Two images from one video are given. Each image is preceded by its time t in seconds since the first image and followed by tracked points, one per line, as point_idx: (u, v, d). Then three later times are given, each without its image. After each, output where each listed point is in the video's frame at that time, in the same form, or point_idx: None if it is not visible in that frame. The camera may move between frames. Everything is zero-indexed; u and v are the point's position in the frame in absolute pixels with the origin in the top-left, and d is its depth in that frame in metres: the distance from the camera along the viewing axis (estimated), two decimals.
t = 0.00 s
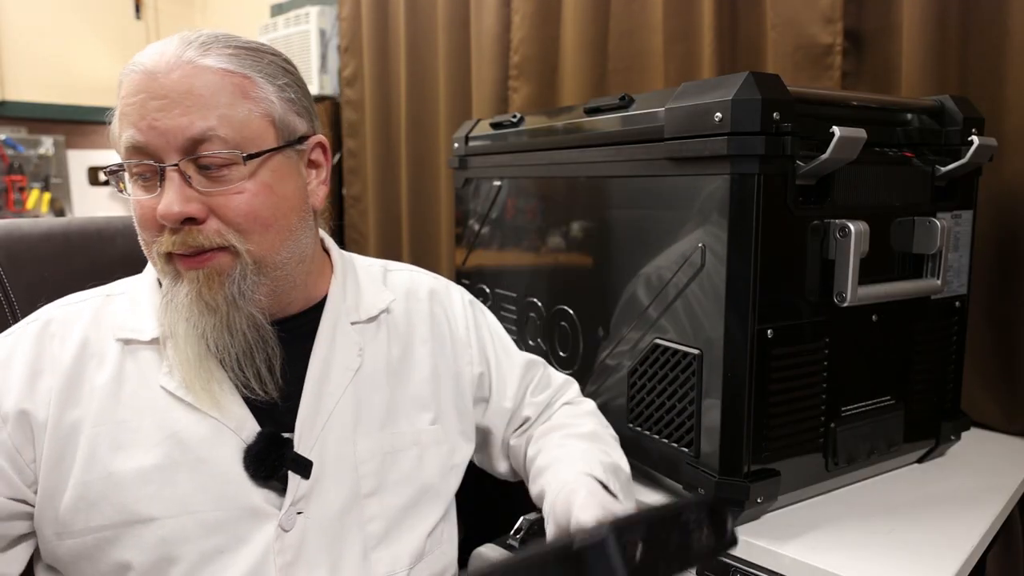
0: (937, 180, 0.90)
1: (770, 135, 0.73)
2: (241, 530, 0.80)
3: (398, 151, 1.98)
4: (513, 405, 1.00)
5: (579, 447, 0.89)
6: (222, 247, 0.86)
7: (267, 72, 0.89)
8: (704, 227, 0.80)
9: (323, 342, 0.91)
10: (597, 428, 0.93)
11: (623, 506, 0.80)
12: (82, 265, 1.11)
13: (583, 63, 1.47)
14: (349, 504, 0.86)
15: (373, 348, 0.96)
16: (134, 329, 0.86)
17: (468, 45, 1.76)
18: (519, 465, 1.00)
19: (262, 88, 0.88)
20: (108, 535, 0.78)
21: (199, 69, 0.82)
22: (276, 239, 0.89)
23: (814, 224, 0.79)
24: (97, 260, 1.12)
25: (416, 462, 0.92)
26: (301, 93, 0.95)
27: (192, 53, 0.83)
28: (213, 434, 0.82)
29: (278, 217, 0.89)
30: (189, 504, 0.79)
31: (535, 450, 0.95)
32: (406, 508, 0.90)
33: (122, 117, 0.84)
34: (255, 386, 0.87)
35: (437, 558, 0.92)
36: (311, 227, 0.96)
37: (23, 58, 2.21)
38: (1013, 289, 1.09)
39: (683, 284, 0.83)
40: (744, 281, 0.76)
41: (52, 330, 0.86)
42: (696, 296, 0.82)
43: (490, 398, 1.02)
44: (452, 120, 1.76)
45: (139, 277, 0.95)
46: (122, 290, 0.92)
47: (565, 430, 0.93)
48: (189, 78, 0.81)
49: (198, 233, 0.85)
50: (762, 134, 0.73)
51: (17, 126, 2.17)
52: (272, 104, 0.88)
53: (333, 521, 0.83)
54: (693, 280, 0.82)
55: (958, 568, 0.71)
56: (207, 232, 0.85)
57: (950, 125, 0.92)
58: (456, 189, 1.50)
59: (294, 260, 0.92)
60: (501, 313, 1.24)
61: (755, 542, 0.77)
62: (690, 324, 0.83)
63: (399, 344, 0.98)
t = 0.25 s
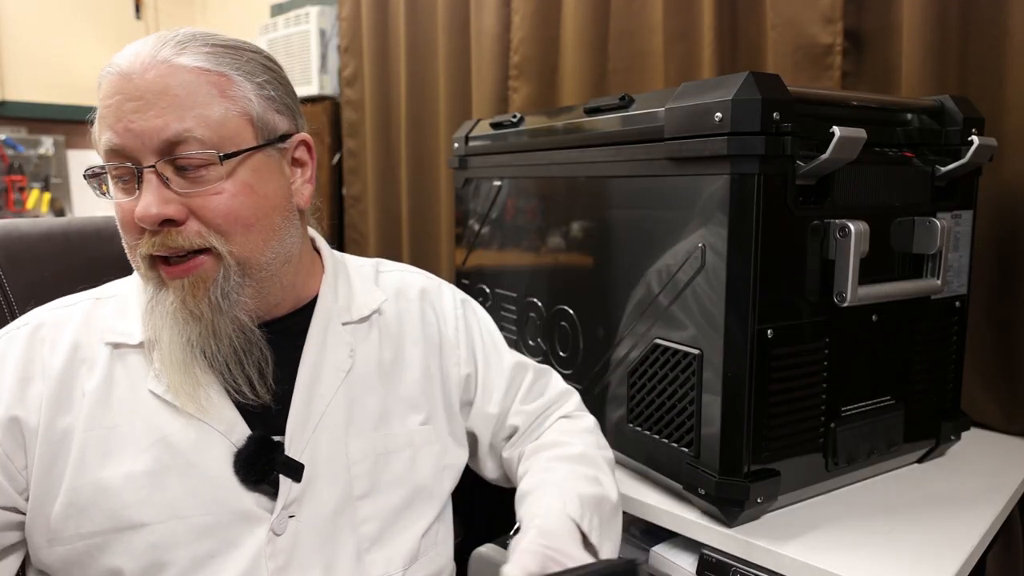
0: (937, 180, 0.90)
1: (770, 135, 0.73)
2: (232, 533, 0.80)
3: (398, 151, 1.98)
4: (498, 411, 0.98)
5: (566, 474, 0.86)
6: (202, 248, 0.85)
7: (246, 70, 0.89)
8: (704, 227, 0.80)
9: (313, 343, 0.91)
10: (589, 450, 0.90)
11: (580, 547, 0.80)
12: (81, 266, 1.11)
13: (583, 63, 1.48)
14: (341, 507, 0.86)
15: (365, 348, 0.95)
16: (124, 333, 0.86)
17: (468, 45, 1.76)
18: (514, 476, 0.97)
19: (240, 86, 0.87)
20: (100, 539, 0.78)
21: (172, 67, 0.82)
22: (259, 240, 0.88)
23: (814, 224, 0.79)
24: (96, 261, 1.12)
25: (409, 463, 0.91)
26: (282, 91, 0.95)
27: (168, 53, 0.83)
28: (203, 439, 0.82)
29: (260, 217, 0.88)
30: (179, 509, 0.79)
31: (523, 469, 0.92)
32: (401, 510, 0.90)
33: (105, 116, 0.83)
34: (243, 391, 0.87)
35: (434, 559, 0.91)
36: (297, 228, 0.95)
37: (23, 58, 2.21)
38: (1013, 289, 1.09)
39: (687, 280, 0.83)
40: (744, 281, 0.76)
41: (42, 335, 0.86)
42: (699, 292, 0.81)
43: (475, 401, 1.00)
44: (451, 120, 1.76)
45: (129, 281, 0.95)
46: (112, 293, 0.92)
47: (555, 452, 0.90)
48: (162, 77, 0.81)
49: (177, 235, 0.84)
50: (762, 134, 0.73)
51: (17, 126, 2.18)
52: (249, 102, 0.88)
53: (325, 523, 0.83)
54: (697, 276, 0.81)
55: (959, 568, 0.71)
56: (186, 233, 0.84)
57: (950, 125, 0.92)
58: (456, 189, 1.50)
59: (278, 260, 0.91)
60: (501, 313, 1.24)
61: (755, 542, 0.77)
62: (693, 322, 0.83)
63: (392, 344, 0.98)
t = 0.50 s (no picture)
0: (937, 180, 0.90)
1: (770, 135, 0.73)
2: (220, 539, 0.80)
3: (398, 151, 1.98)
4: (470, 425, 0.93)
5: (526, 502, 0.80)
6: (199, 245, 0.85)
7: (240, 68, 0.89)
8: (705, 228, 0.80)
9: (302, 345, 0.91)
10: (556, 480, 0.84)
11: None
12: (81, 265, 1.11)
13: (583, 63, 1.47)
14: (328, 512, 0.85)
15: (354, 350, 0.94)
16: (114, 336, 0.87)
17: (468, 45, 1.76)
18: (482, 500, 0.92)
19: (235, 83, 0.87)
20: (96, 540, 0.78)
21: (168, 64, 0.82)
22: (254, 238, 0.88)
23: (814, 224, 0.79)
24: (95, 261, 1.12)
25: (401, 466, 0.90)
26: (275, 90, 0.95)
27: (162, 50, 0.83)
28: (192, 443, 0.82)
29: (255, 214, 0.88)
30: (166, 515, 0.79)
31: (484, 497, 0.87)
32: (394, 513, 0.88)
33: (98, 113, 0.83)
34: (233, 392, 0.86)
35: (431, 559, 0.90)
36: (291, 227, 0.95)
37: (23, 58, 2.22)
38: (1013, 290, 1.09)
39: (690, 277, 0.82)
40: (744, 281, 0.76)
41: (40, 340, 0.87)
42: (699, 291, 0.81)
43: (448, 410, 0.95)
44: (451, 120, 1.76)
45: (122, 283, 0.95)
46: (107, 297, 0.93)
47: (518, 479, 0.84)
48: (158, 74, 0.81)
49: (175, 232, 0.84)
50: (762, 134, 0.73)
51: (17, 126, 2.18)
52: (245, 100, 0.88)
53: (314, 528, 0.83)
54: (695, 279, 0.82)
55: (959, 569, 0.71)
56: (184, 230, 0.84)
57: (950, 125, 0.92)
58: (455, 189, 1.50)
59: (274, 258, 0.91)
60: (501, 313, 1.24)
61: (755, 541, 0.77)
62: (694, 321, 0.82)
63: (383, 346, 0.96)
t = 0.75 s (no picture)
0: (937, 180, 0.90)
1: (770, 135, 0.73)
2: (211, 544, 0.79)
3: (398, 151, 1.98)
4: (455, 438, 0.94)
5: (490, 538, 0.83)
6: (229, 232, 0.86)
7: (260, 63, 0.91)
8: (714, 227, 0.78)
9: (293, 348, 0.90)
10: (524, 517, 0.86)
11: None
12: (80, 265, 1.11)
13: (583, 63, 1.47)
14: (321, 517, 0.84)
15: (347, 352, 0.94)
16: (105, 337, 0.85)
17: (468, 45, 1.76)
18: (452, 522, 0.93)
19: (257, 77, 0.90)
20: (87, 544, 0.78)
21: (203, 53, 0.84)
22: (278, 228, 0.90)
23: (814, 224, 0.79)
24: (94, 261, 1.12)
25: (396, 470, 0.90)
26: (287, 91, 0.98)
27: (191, 40, 0.84)
28: (184, 447, 0.81)
29: (279, 205, 0.91)
30: (157, 520, 0.78)
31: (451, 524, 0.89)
32: (389, 516, 0.88)
33: (112, 106, 0.83)
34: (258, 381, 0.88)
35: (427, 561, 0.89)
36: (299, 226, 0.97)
37: (23, 58, 2.22)
38: (1013, 290, 1.09)
39: (689, 278, 0.82)
40: (744, 282, 0.76)
41: (28, 342, 0.85)
42: (700, 292, 0.81)
43: (431, 421, 0.95)
44: (451, 120, 1.76)
45: (111, 283, 0.94)
46: (96, 297, 0.92)
47: (487, 512, 0.86)
48: (196, 61, 0.83)
49: (207, 216, 0.84)
50: (762, 134, 0.73)
51: (17, 126, 2.18)
52: (269, 95, 0.91)
53: (306, 533, 0.82)
54: (694, 279, 0.82)
55: (959, 568, 0.71)
56: (215, 215, 0.85)
57: (950, 125, 0.92)
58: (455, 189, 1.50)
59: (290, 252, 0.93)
60: (501, 313, 1.24)
61: (755, 542, 0.77)
62: (693, 321, 0.82)
63: (377, 348, 0.96)
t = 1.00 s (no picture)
0: (937, 180, 0.90)
1: (770, 135, 0.73)
2: (213, 543, 0.79)
3: (398, 151, 1.98)
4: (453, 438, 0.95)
5: (491, 550, 0.82)
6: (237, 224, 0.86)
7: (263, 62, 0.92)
8: (713, 228, 0.79)
9: (292, 346, 0.90)
10: (519, 526, 0.86)
11: None
12: (80, 265, 1.11)
13: (584, 62, 1.47)
14: (323, 515, 0.84)
15: (346, 350, 0.93)
16: (101, 335, 0.84)
17: (468, 45, 1.76)
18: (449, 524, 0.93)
19: (260, 74, 0.90)
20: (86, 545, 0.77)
21: (211, 48, 0.85)
22: (283, 223, 0.91)
23: (814, 224, 0.79)
24: (93, 262, 1.12)
25: (396, 468, 0.90)
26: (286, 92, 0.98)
27: (198, 36, 0.85)
28: (184, 447, 0.81)
29: (284, 200, 0.91)
30: (156, 520, 0.78)
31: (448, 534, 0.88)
32: (388, 514, 0.88)
33: (118, 98, 0.82)
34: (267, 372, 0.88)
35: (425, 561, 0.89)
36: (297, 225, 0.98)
37: (23, 58, 2.22)
38: (1013, 290, 1.09)
39: (689, 279, 0.83)
40: (744, 282, 0.76)
41: (25, 340, 0.84)
42: (699, 292, 0.81)
43: (430, 419, 0.95)
44: (451, 120, 1.76)
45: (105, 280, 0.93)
46: (88, 297, 0.90)
47: (483, 523, 0.85)
48: (204, 56, 0.84)
49: (217, 208, 0.84)
50: (762, 134, 0.73)
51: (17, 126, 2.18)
52: (272, 92, 0.92)
53: (308, 531, 0.82)
54: (694, 280, 0.82)
55: (959, 568, 0.71)
56: (225, 207, 0.85)
57: (950, 125, 0.92)
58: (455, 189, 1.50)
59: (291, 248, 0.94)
60: (501, 313, 1.25)
61: (755, 542, 0.77)
62: (693, 321, 0.82)
63: (375, 346, 0.95)
